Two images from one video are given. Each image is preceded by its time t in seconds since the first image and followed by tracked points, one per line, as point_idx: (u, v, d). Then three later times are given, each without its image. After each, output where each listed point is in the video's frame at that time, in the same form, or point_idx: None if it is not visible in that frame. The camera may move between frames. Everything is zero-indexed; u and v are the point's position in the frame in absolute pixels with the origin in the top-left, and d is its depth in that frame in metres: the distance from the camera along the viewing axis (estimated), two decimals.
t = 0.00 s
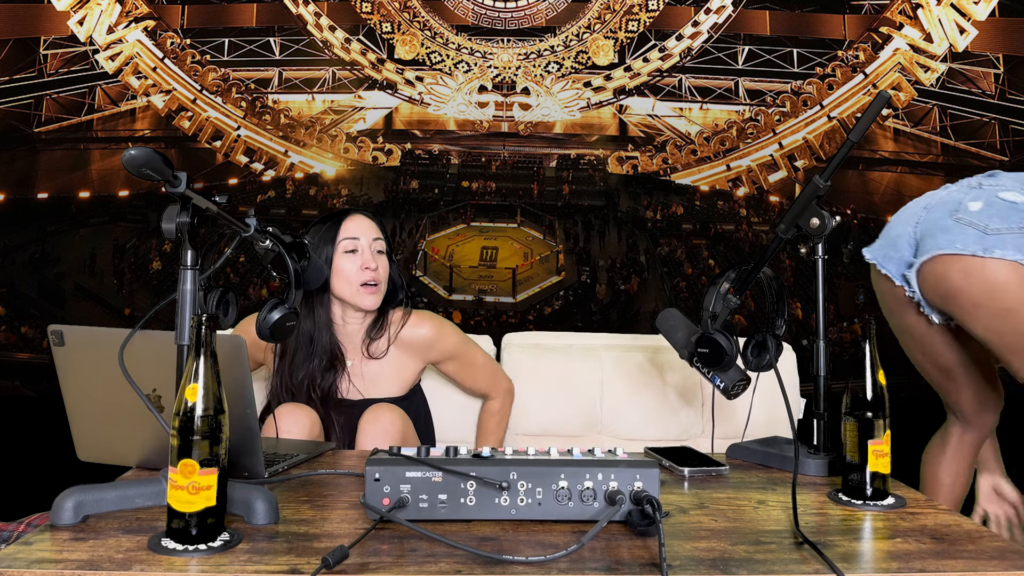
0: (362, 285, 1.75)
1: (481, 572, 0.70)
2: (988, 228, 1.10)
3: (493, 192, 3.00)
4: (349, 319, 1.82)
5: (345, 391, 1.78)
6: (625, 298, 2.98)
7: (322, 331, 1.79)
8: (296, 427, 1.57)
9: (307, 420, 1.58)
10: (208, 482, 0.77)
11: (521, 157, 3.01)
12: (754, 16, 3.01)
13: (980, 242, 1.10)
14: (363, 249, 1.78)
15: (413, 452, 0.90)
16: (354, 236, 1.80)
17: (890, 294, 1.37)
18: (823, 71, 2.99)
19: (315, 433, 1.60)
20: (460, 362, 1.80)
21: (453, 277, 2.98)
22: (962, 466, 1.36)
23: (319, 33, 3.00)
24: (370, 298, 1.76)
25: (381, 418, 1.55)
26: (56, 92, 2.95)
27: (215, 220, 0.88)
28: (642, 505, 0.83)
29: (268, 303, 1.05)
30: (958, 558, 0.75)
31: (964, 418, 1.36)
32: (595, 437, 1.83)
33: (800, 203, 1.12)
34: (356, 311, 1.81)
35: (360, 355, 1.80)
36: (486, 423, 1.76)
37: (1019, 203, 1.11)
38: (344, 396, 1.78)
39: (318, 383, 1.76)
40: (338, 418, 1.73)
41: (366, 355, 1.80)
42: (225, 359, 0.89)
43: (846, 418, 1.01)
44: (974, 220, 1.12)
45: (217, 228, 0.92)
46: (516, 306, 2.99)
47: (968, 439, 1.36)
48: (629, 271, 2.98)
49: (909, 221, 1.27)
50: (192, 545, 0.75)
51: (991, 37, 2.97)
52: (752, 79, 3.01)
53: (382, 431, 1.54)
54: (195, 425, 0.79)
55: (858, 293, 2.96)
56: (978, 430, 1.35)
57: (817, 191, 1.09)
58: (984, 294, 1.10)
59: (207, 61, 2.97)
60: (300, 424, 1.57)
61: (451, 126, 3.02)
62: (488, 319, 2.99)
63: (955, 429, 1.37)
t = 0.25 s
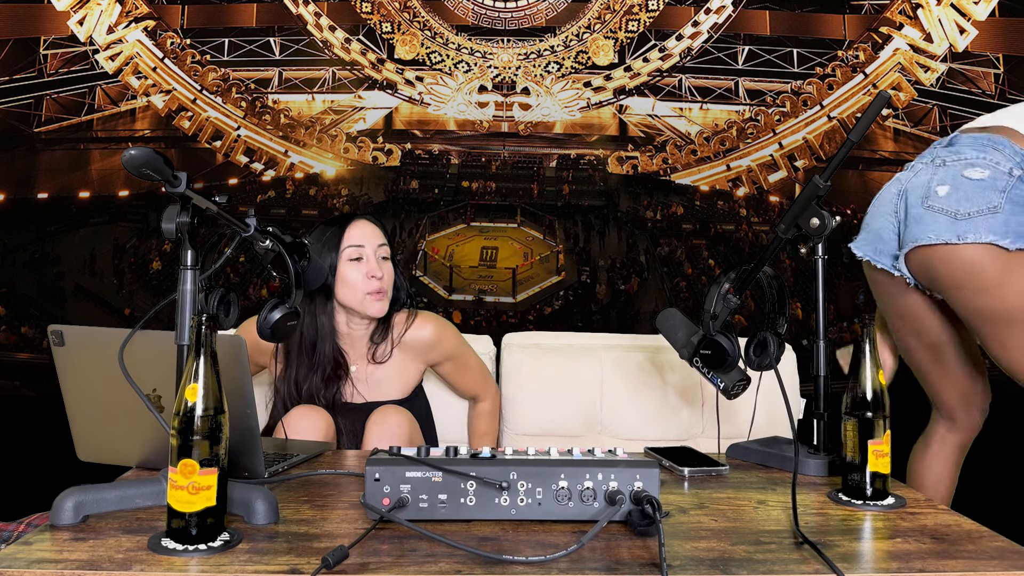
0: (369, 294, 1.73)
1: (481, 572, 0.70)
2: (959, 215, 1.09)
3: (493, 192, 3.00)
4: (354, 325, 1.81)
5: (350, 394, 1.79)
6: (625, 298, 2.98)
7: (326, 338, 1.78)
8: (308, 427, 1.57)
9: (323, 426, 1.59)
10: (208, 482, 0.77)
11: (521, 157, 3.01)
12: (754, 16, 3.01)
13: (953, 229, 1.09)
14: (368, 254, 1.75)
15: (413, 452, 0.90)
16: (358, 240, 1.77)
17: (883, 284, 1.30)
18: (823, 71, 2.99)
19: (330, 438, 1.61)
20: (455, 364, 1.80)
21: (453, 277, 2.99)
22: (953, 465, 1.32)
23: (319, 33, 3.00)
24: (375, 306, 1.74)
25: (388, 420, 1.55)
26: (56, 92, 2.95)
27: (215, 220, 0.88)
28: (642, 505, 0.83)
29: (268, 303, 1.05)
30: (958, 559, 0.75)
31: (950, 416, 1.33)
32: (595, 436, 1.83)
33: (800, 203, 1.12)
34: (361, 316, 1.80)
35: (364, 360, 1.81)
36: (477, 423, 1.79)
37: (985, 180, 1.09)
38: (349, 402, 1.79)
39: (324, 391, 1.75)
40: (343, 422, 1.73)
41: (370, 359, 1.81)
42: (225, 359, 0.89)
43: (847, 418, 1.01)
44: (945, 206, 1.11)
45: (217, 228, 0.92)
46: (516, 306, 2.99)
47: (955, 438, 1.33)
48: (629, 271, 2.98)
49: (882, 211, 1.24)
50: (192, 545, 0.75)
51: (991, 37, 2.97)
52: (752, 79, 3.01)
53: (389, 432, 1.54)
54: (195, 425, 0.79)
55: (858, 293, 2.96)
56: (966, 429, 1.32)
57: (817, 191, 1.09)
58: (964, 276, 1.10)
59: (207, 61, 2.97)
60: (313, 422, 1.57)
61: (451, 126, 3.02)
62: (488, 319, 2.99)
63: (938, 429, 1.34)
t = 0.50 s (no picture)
0: (371, 301, 1.72)
1: (481, 572, 0.70)
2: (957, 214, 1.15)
3: (493, 192, 3.00)
4: (357, 329, 1.80)
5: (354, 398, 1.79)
6: (625, 298, 2.98)
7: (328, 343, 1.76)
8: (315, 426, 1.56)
9: (334, 428, 1.59)
10: (208, 482, 0.77)
11: (521, 157, 3.01)
12: (754, 16, 3.01)
13: (954, 229, 1.16)
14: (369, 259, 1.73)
15: (413, 452, 0.90)
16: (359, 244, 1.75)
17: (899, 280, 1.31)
18: (823, 71, 2.99)
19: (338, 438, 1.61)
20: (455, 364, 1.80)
21: (453, 277, 2.99)
22: (953, 464, 1.27)
23: (319, 33, 3.00)
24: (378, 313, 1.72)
25: (393, 422, 1.56)
26: (56, 92, 2.95)
27: (215, 220, 0.88)
28: (641, 505, 0.83)
29: (268, 303, 1.05)
30: (958, 558, 0.75)
31: (949, 414, 1.29)
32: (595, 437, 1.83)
33: (800, 203, 1.12)
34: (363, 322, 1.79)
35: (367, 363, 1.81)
36: (481, 426, 1.79)
37: (976, 175, 1.16)
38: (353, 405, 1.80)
39: (329, 396, 1.75)
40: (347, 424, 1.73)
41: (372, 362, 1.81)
42: (225, 359, 0.89)
43: (847, 418, 1.01)
44: (942, 207, 1.17)
45: (217, 228, 0.92)
46: (516, 306, 2.99)
47: (955, 437, 1.27)
48: (629, 271, 2.98)
49: (883, 215, 1.29)
50: (192, 545, 0.75)
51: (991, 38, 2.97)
52: (752, 79, 3.01)
53: (393, 434, 1.55)
54: (195, 425, 0.79)
55: (858, 293, 2.96)
56: (966, 427, 1.27)
57: (817, 191, 1.09)
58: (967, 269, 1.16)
59: (207, 61, 2.97)
60: (321, 421, 1.57)
61: (451, 126, 3.02)
62: (488, 319, 2.99)
63: (939, 426, 1.29)
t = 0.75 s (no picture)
0: (368, 302, 1.74)
1: (481, 572, 0.70)
2: (959, 214, 1.21)
3: (493, 192, 3.00)
4: (353, 328, 1.81)
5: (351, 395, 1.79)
6: (625, 298, 2.98)
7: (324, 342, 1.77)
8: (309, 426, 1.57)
9: (328, 427, 1.59)
10: (208, 482, 0.77)
11: (521, 157, 3.01)
12: (754, 16, 3.01)
13: (958, 228, 1.21)
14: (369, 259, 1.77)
15: (413, 452, 0.90)
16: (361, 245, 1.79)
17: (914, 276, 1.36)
18: (823, 71, 2.99)
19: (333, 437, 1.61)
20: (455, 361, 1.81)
21: (453, 277, 2.99)
22: (951, 462, 1.28)
23: (319, 33, 3.00)
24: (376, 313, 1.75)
25: (387, 420, 1.55)
26: (56, 92, 2.94)
27: (215, 220, 0.88)
28: (641, 505, 0.83)
29: (267, 302, 1.05)
30: (958, 559, 0.75)
31: (947, 411, 1.30)
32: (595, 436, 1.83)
33: (800, 203, 1.12)
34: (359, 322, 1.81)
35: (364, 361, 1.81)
36: (479, 423, 1.77)
37: (973, 174, 1.21)
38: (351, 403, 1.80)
39: (325, 393, 1.76)
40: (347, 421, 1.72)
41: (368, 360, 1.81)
42: (225, 359, 0.89)
43: (847, 418, 1.01)
44: (945, 207, 1.23)
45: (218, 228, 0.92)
46: (516, 306, 2.99)
47: (953, 434, 1.28)
48: (629, 271, 2.98)
49: (897, 217, 1.37)
50: (192, 546, 0.75)
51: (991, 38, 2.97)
52: (752, 79, 3.01)
53: (387, 433, 1.54)
54: (195, 424, 0.79)
55: (858, 293, 2.96)
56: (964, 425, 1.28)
57: (817, 191, 1.09)
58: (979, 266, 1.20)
59: (207, 61, 2.97)
60: (315, 420, 1.57)
61: (451, 126, 3.02)
62: (488, 319, 2.99)
63: (937, 424, 1.30)
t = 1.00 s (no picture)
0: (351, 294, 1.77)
1: (481, 572, 0.70)
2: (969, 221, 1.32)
3: (493, 192, 3.00)
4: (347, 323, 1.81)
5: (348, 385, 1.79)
6: (625, 298, 2.98)
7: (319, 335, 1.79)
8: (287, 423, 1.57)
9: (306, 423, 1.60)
10: (207, 482, 0.77)
11: (521, 157, 3.01)
12: (754, 16, 3.01)
13: (969, 234, 1.33)
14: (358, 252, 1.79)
15: (413, 452, 0.90)
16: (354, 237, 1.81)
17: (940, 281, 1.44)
18: (823, 71, 2.99)
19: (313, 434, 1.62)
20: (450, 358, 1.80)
21: (453, 277, 2.99)
22: (963, 464, 1.34)
23: (319, 33, 3.00)
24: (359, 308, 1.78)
25: (362, 413, 1.56)
26: (56, 92, 2.94)
27: (215, 220, 0.88)
28: (642, 505, 0.83)
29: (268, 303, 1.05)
30: (958, 559, 0.75)
31: (963, 415, 1.37)
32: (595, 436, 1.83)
33: (800, 203, 1.12)
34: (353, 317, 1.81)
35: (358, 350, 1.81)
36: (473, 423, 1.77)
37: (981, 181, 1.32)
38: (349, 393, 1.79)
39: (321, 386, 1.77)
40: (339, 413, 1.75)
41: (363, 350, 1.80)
42: (225, 359, 0.89)
43: (847, 418, 1.01)
44: (955, 214, 1.35)
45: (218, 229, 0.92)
46: (516, 306, 2.99)
47: (967, 438, 1.35)
48: (629, 271, 2.98)
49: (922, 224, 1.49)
50: (192, 546, 0.75)
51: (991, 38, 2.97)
52: (752, 79, 3.01)
53: (363, 426, 1.55)
54: (195, 425, 0.79)
55: (858, 293, 2.96)
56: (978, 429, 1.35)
57: (817, 191, 1.09)
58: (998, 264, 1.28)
59: (207, 61, 2.97)
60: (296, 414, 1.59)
61: (451, 126, 3.02)
62: (488, 319, 2.99)
63: (954, 427, 1.37)
